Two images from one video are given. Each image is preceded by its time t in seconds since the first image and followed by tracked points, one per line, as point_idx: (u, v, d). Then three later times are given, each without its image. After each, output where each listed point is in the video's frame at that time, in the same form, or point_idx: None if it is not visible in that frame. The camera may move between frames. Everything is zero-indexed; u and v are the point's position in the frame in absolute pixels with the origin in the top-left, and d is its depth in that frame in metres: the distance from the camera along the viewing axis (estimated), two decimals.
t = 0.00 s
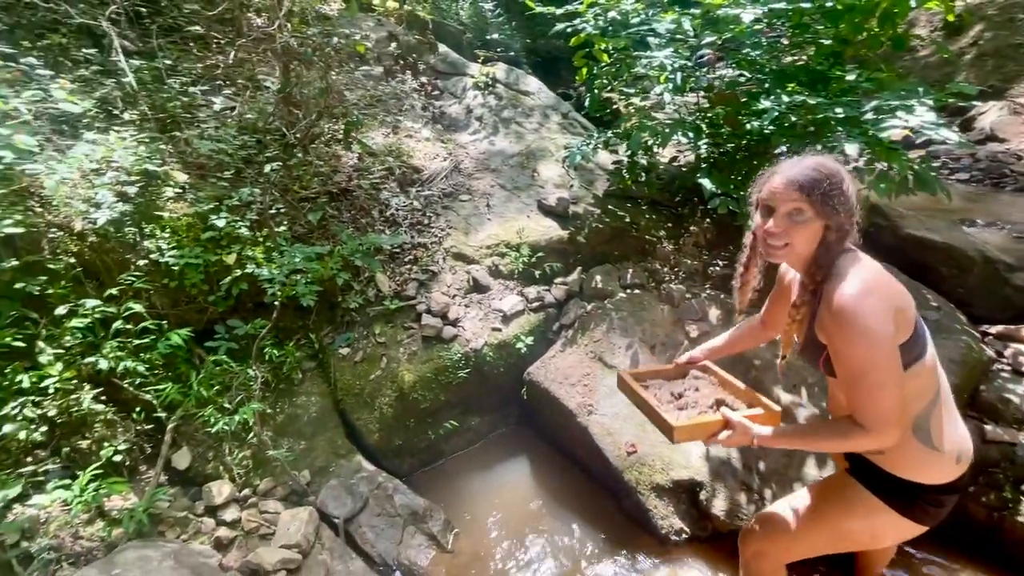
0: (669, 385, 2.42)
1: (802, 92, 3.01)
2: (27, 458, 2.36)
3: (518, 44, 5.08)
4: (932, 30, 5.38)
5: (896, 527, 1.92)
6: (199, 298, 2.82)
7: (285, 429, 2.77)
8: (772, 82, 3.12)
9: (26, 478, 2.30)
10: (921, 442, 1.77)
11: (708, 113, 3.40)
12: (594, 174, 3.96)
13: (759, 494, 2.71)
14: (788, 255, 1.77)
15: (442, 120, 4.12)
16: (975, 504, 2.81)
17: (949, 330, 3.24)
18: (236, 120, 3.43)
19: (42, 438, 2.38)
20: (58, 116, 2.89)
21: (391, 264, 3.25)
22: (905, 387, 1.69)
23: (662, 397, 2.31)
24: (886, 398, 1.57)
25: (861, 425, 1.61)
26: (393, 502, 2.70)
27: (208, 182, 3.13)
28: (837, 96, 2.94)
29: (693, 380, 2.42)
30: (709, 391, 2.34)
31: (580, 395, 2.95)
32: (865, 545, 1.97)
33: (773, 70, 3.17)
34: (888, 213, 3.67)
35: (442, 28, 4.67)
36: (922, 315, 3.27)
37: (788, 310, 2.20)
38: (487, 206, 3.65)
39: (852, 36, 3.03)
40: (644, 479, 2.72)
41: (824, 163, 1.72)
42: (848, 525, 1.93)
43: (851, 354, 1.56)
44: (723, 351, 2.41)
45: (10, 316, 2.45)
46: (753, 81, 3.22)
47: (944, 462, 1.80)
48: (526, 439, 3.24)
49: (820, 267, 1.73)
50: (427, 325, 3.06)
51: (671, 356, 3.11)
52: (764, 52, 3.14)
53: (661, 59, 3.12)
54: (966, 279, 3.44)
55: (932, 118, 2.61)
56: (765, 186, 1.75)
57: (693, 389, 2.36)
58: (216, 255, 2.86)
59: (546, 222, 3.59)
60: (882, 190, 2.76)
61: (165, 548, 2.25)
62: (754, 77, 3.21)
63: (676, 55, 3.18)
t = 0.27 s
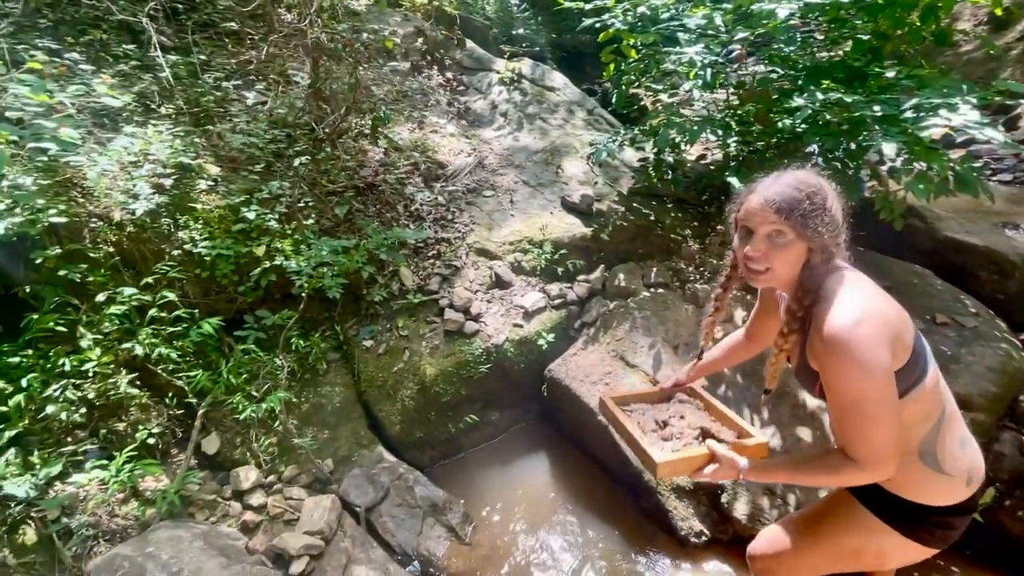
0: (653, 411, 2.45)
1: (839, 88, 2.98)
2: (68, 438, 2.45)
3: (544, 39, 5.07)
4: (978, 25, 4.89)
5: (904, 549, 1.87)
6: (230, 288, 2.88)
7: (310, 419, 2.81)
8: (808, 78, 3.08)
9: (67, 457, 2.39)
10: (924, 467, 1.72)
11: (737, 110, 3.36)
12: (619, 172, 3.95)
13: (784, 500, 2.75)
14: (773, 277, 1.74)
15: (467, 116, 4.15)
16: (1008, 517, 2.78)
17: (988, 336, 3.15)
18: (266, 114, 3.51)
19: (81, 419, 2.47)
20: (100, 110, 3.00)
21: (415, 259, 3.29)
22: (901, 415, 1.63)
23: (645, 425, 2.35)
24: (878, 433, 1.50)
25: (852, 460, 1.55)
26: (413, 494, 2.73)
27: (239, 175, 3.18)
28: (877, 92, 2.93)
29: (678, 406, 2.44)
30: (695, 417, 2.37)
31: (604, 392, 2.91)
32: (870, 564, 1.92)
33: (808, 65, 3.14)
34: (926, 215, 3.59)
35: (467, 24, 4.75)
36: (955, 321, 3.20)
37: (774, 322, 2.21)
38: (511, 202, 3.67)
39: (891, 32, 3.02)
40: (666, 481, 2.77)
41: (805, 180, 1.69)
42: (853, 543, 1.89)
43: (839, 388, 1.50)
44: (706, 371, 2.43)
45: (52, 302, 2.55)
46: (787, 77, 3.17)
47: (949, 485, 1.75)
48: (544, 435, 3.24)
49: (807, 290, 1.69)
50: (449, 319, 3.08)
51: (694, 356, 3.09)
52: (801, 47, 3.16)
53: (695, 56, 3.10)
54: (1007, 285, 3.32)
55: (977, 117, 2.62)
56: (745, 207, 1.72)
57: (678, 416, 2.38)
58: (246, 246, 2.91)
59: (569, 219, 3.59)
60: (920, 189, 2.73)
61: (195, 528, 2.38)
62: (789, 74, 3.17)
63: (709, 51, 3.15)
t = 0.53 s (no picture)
0: (665, 414, 2.46)
1: (869, 78, 2.91)
2: (96, 420, 2.52)
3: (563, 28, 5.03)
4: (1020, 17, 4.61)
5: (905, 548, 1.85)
6: (250, 276, 2.93)
7: (326, 405, 2.86)
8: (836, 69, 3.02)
9: (95, 437, 2.46)
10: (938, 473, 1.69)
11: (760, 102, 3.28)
12: (638, 163, 3.91)
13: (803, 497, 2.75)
14: (787, 269, 1.72)
15: (484, 105, 4.15)
16: None
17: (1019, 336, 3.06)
18: (286, 104, 3.55)
19: (108, 401, 2.54)
20: (125, 99, 3.08)
21: (431, 248, 3.31)
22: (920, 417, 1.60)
23: (655, 429, 2.37)
24: (902, 439, 1.48)
25: (875, 467, 1.54)
26: (427, 481, 2.77)
27: (259, 164, 3.22)
28: (909, 82, 2.84)
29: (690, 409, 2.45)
30: (709, 419, 2.38)
31: (619, 385, 2.91)
32: (869, 560, 1.91)
33: (837, 55, 3.06)
34: (956, 210, 3.47)
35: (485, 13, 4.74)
36: (982, 319, 3.12)
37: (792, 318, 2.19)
38: (527, 192, 3.66)
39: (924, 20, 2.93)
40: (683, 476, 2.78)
41: (817, 166, 1.63)
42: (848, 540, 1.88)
43: (863, 393, 1.48)
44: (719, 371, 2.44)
45: (81, 287, 2.63)
46: (814, 67, 3.09)
47: (960, 491, 1.73)
48: (557, 426, 3.26)
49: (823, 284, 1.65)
50: (465, 310, 3.11)
51: (711, 350, 3.06)
52: (829, 35, 3.09)
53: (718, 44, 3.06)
54: None
55: (1014, 108, 2.54)
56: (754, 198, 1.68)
57: (691, 420, 2.40)
58: (266, 235, 2.96)
59: (586, 210, 3.58)
60: (952, 183, 2.64)
61: (217, 509, 2.46)
62: (816, 65, 3.10)
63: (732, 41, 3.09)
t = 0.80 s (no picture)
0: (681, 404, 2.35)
1: (889, 60, 2.83)
2: (114, 398, 2.58)
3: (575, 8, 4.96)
4: None
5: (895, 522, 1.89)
6: (262, 259, 2.97)
7: (337, 386, 2.91)
8: (856, 50, 2.93)
9: (114, 414, 2.53)
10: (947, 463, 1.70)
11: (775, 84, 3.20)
12: (650, 146, 3.86)
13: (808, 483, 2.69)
14: (805, 258, 1.68)
15: (494, 88, 4.12)
16: None
17: None
18: (296, 87, 3.55)
19: (125, 380, 2.59)
20: (137, 82, 3.12)
21: (440, 233, 3.32)
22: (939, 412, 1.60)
23: (670, 424, 2.26)
24: (922, 440, 1.50)
25: (891, 465, 1.57)
26: (436, 462, 2.81)
27: (271, 147, 3.24)
28: (931, 64, 2.74)
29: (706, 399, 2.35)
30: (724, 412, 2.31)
31: (627, 370, 2.92)
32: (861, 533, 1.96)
33: (856, 35, 2.96)
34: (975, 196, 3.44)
35: None
36: (998, 308, 3.07)
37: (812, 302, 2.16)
38: (537, 176, 3.65)
39: None
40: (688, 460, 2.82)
41: (836, 154, 1.54)
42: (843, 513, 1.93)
43: (887, 395, 1.47)
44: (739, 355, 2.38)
45: (97, 269, 2.68)
46: (832, 48, 3.01)
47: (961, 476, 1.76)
48: (565, 409, 3.29)
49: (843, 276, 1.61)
50: (474, 294, 3.12)
51: (721, 337, 3.04)
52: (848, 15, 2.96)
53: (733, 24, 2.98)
54: None
55: None
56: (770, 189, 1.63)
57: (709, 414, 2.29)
58: (277, 218, 2.98)
59: (597, 195, 3.55)
60: (971, 169, 2.56)
61: (231, 486, 2.52)
62: (836, 46, 3.01)
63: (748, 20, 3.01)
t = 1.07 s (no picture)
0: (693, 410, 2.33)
1: (904, 36, 2.74)
2: (125, 375, 2.63)
3: None
4: None
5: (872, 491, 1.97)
6: (267, 239, 2.98)
7: (345, 365, 2.95)
8: (870, 25, 2.85)
9: (126, 391, 2.58)
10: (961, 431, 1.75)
11: (785, 61, 3.14)
12: (658, 125, 3.80)
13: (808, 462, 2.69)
14: (839, 239, 1.61)
15: (499, 66, 4.07)
16: None
17: None
18: (299, 65, 3.54)
19: (136, 357, 2.65)
20: (139, 59, 3.09)
21: (445, 213, 3.32)
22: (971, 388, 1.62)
23: (689, 431, 2.24)
24: (971, 425, 1.50)
25: (934, 448, 1.56)
26: (442, 439, 2.85)
27: (274, 126, 3.24)
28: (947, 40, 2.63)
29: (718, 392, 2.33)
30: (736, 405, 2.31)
31: (631, 351, 2.94)
32: (846, 501, 2.02)
33: (871, 10, 2.86)
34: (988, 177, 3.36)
35: None
36: (1007, 289, 3.05)
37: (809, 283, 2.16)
38: (543, 156, 3.62)
39: None
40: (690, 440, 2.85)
41: (873, 127, 1.45)
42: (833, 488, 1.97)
43: (945, 381, 1.44)
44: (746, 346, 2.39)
45: (105, 248, 2.69)
46: (846, 24, 2.94)
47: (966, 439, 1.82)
48: (570, 389, 3.32)
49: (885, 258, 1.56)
50: (479, 275, 3.12)
51: (726, 318, 3.03)
52: None
53: None
54: None
55: None
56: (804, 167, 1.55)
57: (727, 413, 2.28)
58: (282, 198, 3.00)
59: (603, 175, 3.52)
60: (984, 148, 2.53)
61: (242, 462, 2.57)
62: (850, 22, 2.93)
63: None
